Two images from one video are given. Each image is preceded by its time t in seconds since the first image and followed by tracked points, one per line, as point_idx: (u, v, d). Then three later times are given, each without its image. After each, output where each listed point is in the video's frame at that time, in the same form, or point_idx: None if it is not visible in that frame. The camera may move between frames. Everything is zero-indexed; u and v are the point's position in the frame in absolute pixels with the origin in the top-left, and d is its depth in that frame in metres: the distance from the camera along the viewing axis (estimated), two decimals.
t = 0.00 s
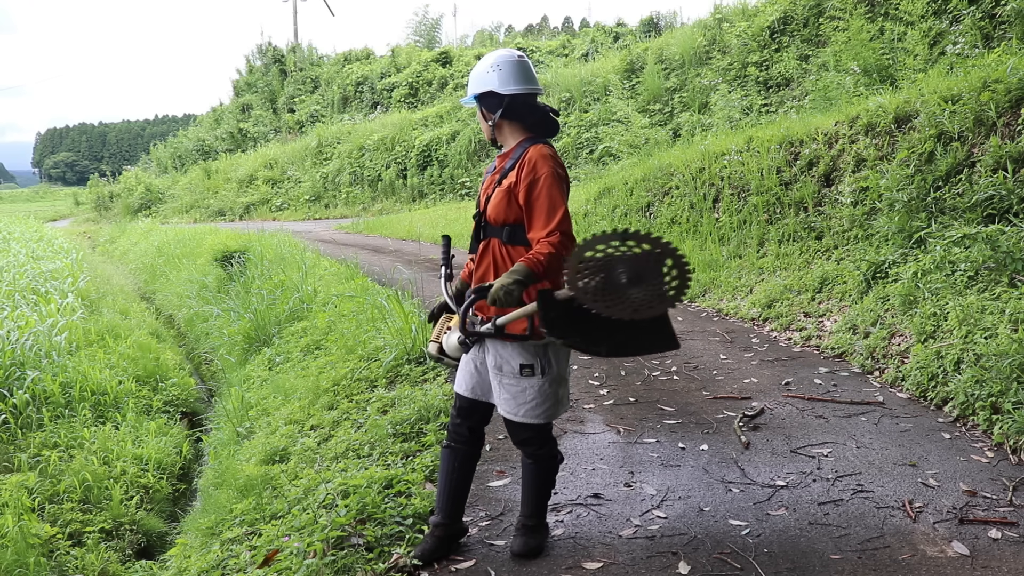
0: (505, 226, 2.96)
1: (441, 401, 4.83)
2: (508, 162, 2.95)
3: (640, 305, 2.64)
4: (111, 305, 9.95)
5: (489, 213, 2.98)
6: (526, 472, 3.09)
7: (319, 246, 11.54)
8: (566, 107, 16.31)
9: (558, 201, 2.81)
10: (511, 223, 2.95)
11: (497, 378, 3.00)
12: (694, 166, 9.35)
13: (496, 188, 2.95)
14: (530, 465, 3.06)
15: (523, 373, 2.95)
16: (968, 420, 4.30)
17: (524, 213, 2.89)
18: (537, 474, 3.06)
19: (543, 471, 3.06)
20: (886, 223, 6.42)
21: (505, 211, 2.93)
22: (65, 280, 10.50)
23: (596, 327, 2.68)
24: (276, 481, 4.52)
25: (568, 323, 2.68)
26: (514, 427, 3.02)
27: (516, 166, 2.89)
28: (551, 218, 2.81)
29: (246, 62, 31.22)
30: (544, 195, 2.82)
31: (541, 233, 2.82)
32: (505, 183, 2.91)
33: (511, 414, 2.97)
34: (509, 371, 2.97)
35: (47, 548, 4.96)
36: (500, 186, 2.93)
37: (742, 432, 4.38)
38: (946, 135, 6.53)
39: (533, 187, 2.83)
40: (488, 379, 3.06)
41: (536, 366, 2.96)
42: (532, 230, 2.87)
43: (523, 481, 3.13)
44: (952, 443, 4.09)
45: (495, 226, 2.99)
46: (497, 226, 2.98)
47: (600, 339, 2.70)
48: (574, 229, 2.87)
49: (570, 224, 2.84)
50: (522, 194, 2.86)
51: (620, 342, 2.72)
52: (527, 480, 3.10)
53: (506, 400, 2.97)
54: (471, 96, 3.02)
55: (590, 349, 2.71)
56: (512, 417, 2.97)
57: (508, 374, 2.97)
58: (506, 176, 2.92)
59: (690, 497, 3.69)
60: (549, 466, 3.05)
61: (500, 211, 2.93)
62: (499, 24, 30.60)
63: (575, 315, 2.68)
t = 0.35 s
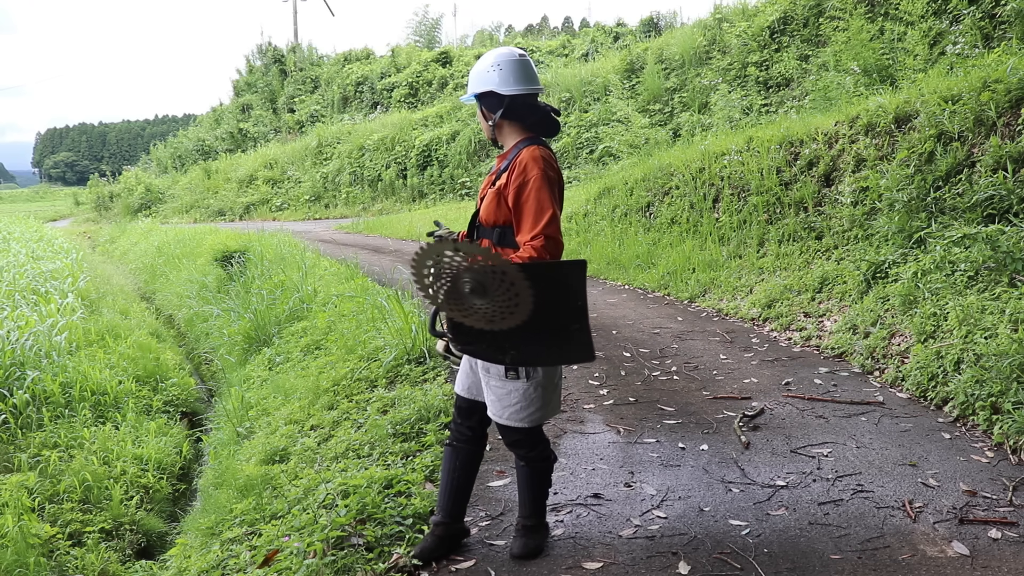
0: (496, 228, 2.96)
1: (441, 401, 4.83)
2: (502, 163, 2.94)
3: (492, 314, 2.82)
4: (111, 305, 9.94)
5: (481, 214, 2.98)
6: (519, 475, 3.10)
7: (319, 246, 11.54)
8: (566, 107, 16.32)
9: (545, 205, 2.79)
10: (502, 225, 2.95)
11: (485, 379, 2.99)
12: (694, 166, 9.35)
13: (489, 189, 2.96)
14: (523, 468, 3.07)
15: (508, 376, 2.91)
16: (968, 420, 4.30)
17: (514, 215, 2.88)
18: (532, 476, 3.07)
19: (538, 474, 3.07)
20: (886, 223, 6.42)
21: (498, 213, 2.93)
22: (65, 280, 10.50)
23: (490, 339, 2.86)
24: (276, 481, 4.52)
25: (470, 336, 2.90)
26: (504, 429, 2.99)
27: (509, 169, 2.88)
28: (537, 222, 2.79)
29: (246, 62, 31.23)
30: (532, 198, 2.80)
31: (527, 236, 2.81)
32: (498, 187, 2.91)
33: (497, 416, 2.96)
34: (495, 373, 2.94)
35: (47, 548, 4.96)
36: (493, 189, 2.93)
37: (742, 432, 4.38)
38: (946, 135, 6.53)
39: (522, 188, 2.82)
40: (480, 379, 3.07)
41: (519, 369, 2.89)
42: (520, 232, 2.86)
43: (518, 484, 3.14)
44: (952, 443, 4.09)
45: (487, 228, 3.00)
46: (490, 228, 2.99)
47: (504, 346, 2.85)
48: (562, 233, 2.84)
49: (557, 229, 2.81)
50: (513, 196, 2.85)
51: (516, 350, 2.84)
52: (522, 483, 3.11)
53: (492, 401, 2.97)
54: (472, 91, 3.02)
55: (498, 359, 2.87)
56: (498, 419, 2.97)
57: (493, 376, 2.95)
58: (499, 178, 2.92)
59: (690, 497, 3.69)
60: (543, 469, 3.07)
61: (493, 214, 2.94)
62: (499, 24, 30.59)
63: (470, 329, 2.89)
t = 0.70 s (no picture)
0: (485, 230, 2.95)
1: (441, 401, 4.83)
2: (489, 163, 2.92)
3: (482, 303, 2.79)
4: (111, 305, 9.95)
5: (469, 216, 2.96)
6: (516, 477, 3.10)
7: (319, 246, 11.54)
8: (566, 107, 16.32)
9: (534, 204, 2.80)
10: (491, 226, 2.94)
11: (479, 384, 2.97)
12: (694, 166, 9.35)
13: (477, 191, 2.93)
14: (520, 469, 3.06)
15: (503, 377, 2.90)
16: (968, 420, 4.30)
17: (505, 215, 2.88)
18: (531, 478, 3.06)
19: (537, 474, 3.06)
20: (886, 223, 6.43)
21: (487, 214, 2.92)
22: (65, 280, 10.50)
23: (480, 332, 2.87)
24: (276, 481, 4.52)
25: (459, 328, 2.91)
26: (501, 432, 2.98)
27: (499, 170, 2.87)
28: (526, 221, 2.80)
29: (246, 62, 31.24)
30: (523, 198, 2.81)
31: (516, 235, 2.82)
32: (486, 187, 2.90)
33: (492, 419, 2.94)
34: (489, 376, 2.93)
35: (47, 548, 4.96)
36: (482, 191, 2.92)
37: (742, 432, 4.38)
38: (946, 135, 6.54)
39: (514, 189, 2.82)
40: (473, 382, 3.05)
41: (515, 370, 2.89)
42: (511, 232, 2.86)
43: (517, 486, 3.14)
44: (952, 443, 4.09)
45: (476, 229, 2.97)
46: (478, 229, 2.97)
47: (495, 339, 2.86)
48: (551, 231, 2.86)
49: (548, 229, 2.82)
50: (504, 197, 2.85)
51: (506, 342, 2.84)
52: (520, 485, 3.10)
53: (487, 405, 2.95)
54: (460, 88, 2.93)
55: (488, 352, 2.87)
56: (494, 422, 2.95)
57: (487, 378, 2.93)
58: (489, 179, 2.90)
59: (690, 497, 3.69)
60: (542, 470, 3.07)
61: (482, 215, 2.92)
62: (500, 24, 30.59)
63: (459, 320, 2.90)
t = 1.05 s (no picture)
0: (474, 232, 2.93)
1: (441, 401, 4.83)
2: (472, 164, 2.92)
3: (571, 297, 2.67)
4: (111, 305, 9.95)
5: (453, 218, 2.93)
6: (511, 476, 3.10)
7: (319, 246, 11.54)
8: (566, 107, 16.32)
9: (524, 202, 2.82)
10: (479, 227, 2.92)
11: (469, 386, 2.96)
12: (694, 166, 9.35)
13: (462, 193, 2.91)
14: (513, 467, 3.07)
15: (494, 377, 2.91)
16: (968, 420, 4.30)
17: (494, 214, 2.88)
18: (525, 476, 3.07)
19: (529, 472, 3.07)
20: (886, 223, 6.42)
21: (475, 215, 2.89)
22: (65, 280, 10.50)
23: (536, 325, 2.70)
24: (276, 481, 4.52)
25: (513, 322, 2.71)
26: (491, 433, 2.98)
27: (484, 169, 2.88)
28: (516, 219, 2.81)
29: (246, 62, 31.24)
30: (513, 196, 2.83)
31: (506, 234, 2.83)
32: (472, 188, 2.88)
33: (483, 421, 2.95)
34: (479, 376, 2.93)
35: (47, 548, 4.96)
36: (467, 192, 2.90)
37: (742, 432, 4.38)
38: (946, 135, 6.54)
39: (503, 187, 2.84)
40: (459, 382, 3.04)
41: (505, 370, 2.91)
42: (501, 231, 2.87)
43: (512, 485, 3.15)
44: (952, 443, 4.09)
45: (462, 231, 2.94)
46: (465, 231, 2.93)
47: (546, 335, 2.71)
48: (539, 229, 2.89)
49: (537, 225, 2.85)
50: (493, 196, 2.85)
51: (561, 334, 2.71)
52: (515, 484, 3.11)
53: (476, 407, 2.95)
54: (439, 88, 2.92)
55: (541, 348, 2.71)
56: (485, 425, 2.95)
57: (477, 380, 2.93)
58: (473, 179, 2.90)
59: (690, 497, 3.69)
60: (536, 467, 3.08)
61: (469, 216, 2.90)
62: (499, 24, 30.60)
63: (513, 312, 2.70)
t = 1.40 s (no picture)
0: (462, 230, 2.92)
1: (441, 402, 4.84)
2: (453, 162, 2.91)
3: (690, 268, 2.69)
4: (111, 305, 9.95)
5: (440, 218, 2.90)
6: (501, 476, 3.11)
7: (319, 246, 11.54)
8: (566, 107, 16.32)
9: (513, 196, 2.87)
10: (467, 224, 2.91)
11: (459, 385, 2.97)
12: (694, 166, 9.35)
13: (446, 192, 2.89)
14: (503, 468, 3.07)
15: (485, 376, 2.92)
16: (968, 420, 4.30)
17: (482, 212, 2.89)
18: (517, 475, 3.07)
19: (520, 472, 3.07)
20: (886, 223, 6.42)
21: (463, 212, 2.88)
22: (65, 280, 10.50)
23: (614, 300, 2.82)
24: (276, 482, 4.52)
25: (587, 298, 2.78)
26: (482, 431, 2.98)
27: (468, 168, 2.88)
28: (508, 213, 2.85)
29: (246, 62, 31.24)
30: (501, 192, 2.86)
31: (499, 229, 2.85)
32: (458, 186, 2.88)
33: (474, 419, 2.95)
34: (469, 375, 2.93)
35: (47, 548, 4.96)
36: (452, 191, 2.89)
37: (742, 432, 4.38)
38: (946, 135, 6.54)
39: (491, 184, 2.86)
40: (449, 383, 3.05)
41: (498, 366, 2.93)
42: (491, 228, 2.88)
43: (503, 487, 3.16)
44: (952, 443, 4.09)
45: (449, 230, 2.92)
46: (453, 230, 2.92)
47: (620, 312, 2.84)
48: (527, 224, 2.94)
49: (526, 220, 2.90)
50: (481, 193, 2.86)
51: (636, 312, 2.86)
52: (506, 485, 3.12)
53: (467, 405, 2.95)
54: (417, 89, 2.92)
55: (612, 324, 2.85)
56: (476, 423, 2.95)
57: (468, 377, 2.94)
58: (457, 177, 2.89)
59: (690, 497, 3.69)
60: (524, 468, 3.08)
61: (457, 214, 2.88)
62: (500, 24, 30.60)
63: (591, 287, 2.76)
